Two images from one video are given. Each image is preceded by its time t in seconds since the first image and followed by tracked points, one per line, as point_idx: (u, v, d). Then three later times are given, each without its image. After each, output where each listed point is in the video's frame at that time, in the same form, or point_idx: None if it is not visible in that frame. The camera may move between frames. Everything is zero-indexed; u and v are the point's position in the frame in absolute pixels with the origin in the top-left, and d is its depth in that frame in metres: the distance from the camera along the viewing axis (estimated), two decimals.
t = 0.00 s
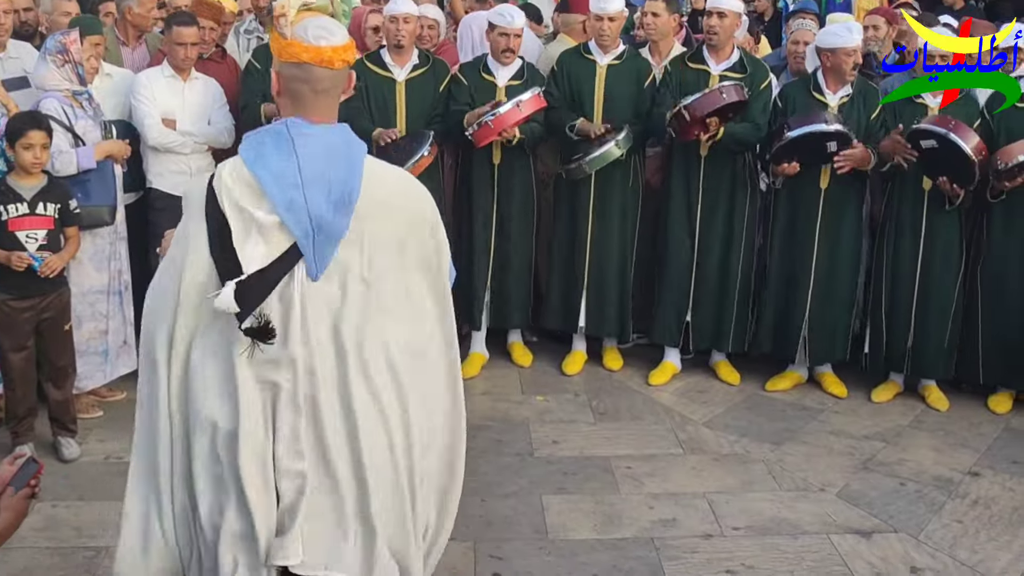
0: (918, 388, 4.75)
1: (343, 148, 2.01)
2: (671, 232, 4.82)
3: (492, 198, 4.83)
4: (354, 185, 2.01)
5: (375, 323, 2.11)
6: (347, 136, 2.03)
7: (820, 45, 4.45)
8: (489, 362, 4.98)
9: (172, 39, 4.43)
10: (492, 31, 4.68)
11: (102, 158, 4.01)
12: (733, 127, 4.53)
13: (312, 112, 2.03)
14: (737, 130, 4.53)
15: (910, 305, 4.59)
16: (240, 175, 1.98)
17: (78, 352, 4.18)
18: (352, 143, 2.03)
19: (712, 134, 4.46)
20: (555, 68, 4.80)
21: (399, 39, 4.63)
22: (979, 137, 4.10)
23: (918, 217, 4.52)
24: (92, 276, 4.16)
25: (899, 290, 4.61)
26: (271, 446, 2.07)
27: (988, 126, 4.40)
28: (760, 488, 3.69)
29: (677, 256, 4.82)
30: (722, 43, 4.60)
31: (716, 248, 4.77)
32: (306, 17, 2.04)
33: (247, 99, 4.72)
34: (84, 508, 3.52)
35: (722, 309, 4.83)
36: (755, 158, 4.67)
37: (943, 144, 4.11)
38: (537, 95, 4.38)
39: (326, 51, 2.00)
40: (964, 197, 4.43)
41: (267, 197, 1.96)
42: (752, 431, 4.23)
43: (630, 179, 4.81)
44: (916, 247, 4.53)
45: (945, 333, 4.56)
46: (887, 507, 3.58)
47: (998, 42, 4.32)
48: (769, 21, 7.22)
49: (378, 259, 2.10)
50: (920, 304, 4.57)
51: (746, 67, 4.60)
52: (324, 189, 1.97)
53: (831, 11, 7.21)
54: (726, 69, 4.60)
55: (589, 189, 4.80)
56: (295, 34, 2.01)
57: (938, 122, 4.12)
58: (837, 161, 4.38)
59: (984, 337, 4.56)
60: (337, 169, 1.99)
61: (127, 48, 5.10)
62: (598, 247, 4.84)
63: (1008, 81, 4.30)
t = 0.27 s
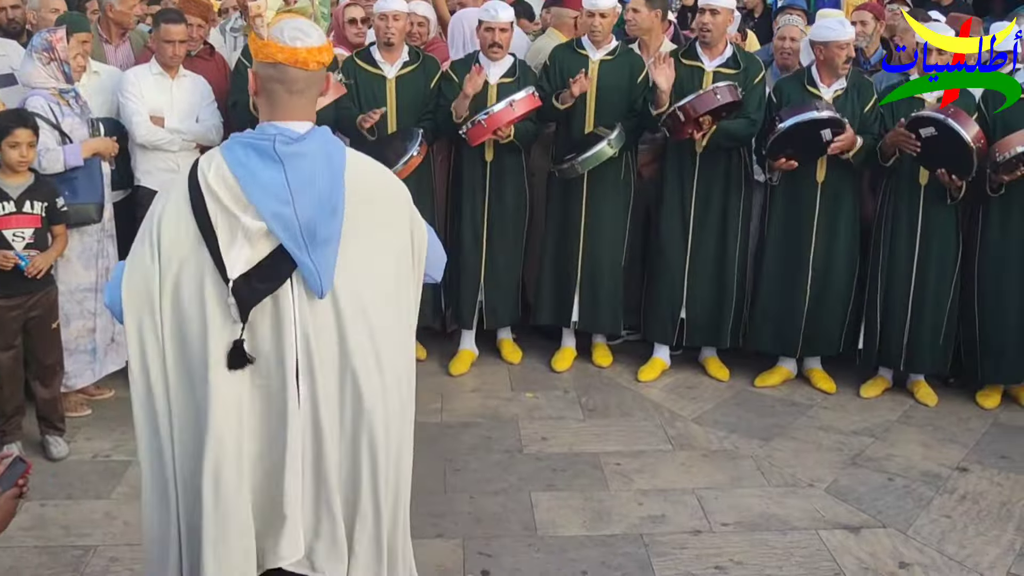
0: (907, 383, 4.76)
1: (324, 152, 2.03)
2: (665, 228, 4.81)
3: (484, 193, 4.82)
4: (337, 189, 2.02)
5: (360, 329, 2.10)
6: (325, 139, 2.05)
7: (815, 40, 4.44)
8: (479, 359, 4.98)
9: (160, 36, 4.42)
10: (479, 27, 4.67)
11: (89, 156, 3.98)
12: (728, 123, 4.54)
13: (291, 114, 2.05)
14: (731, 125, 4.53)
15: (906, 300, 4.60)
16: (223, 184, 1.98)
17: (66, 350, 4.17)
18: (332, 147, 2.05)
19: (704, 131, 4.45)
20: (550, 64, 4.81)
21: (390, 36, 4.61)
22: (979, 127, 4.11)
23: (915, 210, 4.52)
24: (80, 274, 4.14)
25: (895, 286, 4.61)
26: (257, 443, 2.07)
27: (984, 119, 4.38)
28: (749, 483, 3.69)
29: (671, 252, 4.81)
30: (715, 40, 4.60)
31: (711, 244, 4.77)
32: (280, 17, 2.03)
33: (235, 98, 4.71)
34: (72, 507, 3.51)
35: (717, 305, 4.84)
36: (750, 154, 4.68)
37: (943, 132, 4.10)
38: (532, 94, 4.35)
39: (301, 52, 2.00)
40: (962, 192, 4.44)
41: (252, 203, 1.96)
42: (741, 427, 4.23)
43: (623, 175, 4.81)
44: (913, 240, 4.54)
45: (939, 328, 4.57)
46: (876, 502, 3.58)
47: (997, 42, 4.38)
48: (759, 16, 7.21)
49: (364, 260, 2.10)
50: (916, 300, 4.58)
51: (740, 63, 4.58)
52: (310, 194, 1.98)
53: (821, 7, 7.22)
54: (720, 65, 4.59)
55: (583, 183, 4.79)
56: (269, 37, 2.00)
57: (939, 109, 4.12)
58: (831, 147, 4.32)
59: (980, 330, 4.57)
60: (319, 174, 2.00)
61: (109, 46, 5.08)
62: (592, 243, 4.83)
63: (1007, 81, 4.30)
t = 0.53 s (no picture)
0: (898, 377, 4.77)
1: (292, 163, 2.03)
2: (661, 226, 4.80)
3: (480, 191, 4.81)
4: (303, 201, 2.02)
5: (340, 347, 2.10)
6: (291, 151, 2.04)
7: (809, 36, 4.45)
8: (471, 356, 4.99)
9: (150, 34, 4.41)
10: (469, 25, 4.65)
11: (77, 154, 3.97)
12: (722, 120, 4.55)
13: (263, 128, 2.06)
14: (726, 125, 4.53)
15: (905, 297, 4.60)
16: (192, 199, 2.00)
17: (56, 349, 4.16)
18: (300, 159, 2.05)
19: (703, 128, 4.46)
20: (544, 61, 4.79)
21: (382, 33, 4.60)
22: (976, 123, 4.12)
23: (913, 207, 4.53)
24: (71, 274, 4.14)
25: (893, 284, 4.61)
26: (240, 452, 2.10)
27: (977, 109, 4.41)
28: (740, 478, 3.70)
29: (667, 251, 4.81)
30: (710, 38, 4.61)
31: (708, 242, 4.77)
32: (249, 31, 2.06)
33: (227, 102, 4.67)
34: (63, 507, 3.50)
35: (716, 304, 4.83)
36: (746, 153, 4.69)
37: (942, 128, 4.11)
38: (524, 99, 4.39)
39: (267, 63, 2.03)
40: (959, 188, 4.45)
41: (223, 221, 1.98)
42: (732, 422, 4.24)
43: (619, 172, 4.82)
44: (911, 236, 4.54)
45: (938, 325, 4.58)
46: (867, 496, 3.59)
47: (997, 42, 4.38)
48: (750, 12, 7.20)
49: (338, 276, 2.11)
50: (914, 296, 4.58)
51: (734, 61, 4.59)
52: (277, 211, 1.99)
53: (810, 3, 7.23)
54: (714, 62, 4.60)
55: (579, 182, 4.80)
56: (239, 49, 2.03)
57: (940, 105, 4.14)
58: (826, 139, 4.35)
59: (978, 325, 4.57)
60: (285, 187, 2.00)
61: (97, 45, 5.08)
62: (588, 242, 4.84)
63: (1008, 81, 4.33)
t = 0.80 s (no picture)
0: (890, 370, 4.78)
1: (252, 184, 2.25)
2: (653, 220, 4.79)
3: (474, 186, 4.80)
4: (268, 221, 2.25)
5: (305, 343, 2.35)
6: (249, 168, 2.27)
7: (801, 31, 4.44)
8: (463, 353, 4.98)
9: (139, 33, 4.40)
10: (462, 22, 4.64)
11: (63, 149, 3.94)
12: (712, 114, 4.55)
13: (217, 141, 2.26)
14: (714, 117, 4.54)
15: (899, 288, 4.60)
16: (163, 225, 2.20)
17: (47, 349, 4.15)
18: (256, 175, 2.27)
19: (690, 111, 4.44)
20: (536, 57, 4.79)
21: (376, 32, 4.58)
22: (966, 112, 4.17)
23: (906, 197, 4.53)
24: (61, 273, 4.12)
25: (886, 275, 4.62)
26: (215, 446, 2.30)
27: (972, 104, 4.38)
28: (732, 473, 3.70)
29: (659, 244, 4.80)
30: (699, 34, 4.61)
31: (698, 234, 4.79)
32: (201, 50, 2.25)
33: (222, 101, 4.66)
34: (55, 507, 3.49)
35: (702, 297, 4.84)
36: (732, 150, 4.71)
37: (933, 115, 4.14)
38: (515, 102, 4.36)
39: (220, 79, 2.22)
40: (952, 178, 4.45)
41: (197, 243, 2.19)
42: (725, 417, 4.24)
43: (611, 169, 4.82)
44: (904, 226, 4.55)
45: (933, 315, 4.58)
46: (859, 490, 3.59)
47: (997, 42, 4.39)
48: (741, 7, 7.18)
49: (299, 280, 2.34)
50: (908, 287, 4.59)
51: (725, 56, 4.62)
52: (245, 228, 2.21)
53: None
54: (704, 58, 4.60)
55: (573, 177, 4.79)
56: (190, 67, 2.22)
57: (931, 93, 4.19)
58: (820, 133, 4.37)
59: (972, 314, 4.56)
60: (250, 207, 2.23)
61: (87, 44, 5.07)
62: (580, 236, 4.84)
63: (1008, 81, 4.28)
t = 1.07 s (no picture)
0: (883, 365, 4.77)
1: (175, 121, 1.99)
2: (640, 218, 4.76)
3: (463, 189, 4.80)
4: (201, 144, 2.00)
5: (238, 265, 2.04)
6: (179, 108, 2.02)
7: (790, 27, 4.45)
8: (455, 351, 4.97)
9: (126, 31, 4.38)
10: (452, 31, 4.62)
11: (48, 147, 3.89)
12: (700, 128, 4.54)
13: (166, 92, 2.08)
14: (702, 133, 4.53)
15: (888, 284, 4.60)
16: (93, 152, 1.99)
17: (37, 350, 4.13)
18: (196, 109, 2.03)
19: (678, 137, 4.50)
20: (525, 68, 4.79)
21: (367, 38, 4.56)
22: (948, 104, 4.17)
23: (892, 195, 4.53)
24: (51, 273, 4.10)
25: (876, 272, 4.61)
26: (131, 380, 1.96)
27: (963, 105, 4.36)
28: (725, 469, 3.69)
29: (646, 245, 4.76)
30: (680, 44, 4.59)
31: (689, 235, 4.74)
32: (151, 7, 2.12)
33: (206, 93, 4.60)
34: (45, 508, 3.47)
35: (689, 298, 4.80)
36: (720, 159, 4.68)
37: (916, 115, 4.14)
38: (508, 117, 4.39)
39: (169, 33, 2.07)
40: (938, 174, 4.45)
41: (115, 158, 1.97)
42: (717, 413, 4.23)
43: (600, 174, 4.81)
44: (891, 224, 4.55)
45: (923, 311, 4.58)
46: (851, 485, 3.59)
47: (997, 43, 4.34)
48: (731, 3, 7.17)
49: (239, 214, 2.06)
50: (898, 284, 4.58)
51: (709, 67, 4.57)
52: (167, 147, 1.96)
53: None
54: (689, 68, 4.58)
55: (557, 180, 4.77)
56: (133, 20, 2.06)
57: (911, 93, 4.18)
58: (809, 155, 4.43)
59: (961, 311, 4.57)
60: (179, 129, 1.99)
61: (79, 44, 5.06)
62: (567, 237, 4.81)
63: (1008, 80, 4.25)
